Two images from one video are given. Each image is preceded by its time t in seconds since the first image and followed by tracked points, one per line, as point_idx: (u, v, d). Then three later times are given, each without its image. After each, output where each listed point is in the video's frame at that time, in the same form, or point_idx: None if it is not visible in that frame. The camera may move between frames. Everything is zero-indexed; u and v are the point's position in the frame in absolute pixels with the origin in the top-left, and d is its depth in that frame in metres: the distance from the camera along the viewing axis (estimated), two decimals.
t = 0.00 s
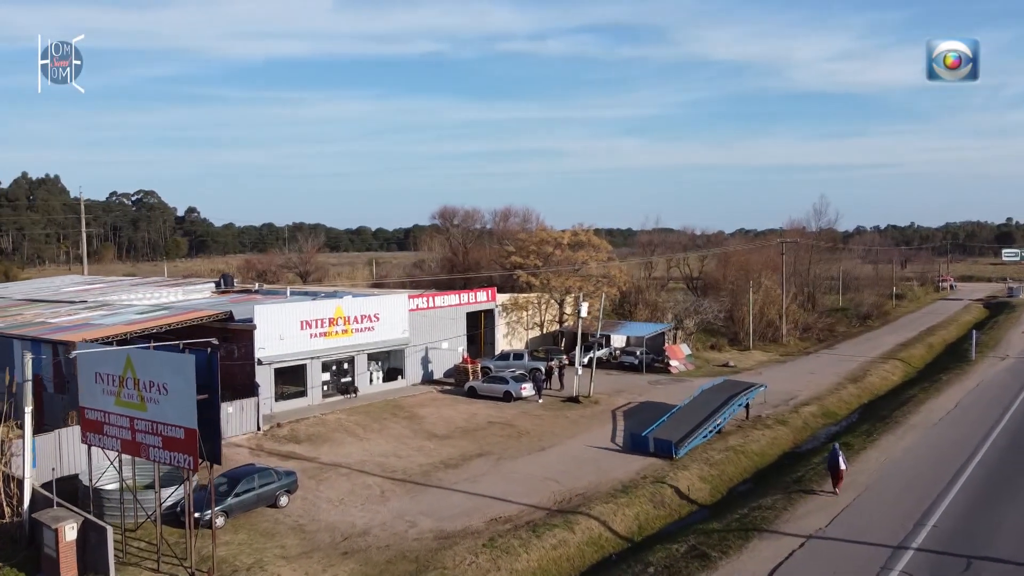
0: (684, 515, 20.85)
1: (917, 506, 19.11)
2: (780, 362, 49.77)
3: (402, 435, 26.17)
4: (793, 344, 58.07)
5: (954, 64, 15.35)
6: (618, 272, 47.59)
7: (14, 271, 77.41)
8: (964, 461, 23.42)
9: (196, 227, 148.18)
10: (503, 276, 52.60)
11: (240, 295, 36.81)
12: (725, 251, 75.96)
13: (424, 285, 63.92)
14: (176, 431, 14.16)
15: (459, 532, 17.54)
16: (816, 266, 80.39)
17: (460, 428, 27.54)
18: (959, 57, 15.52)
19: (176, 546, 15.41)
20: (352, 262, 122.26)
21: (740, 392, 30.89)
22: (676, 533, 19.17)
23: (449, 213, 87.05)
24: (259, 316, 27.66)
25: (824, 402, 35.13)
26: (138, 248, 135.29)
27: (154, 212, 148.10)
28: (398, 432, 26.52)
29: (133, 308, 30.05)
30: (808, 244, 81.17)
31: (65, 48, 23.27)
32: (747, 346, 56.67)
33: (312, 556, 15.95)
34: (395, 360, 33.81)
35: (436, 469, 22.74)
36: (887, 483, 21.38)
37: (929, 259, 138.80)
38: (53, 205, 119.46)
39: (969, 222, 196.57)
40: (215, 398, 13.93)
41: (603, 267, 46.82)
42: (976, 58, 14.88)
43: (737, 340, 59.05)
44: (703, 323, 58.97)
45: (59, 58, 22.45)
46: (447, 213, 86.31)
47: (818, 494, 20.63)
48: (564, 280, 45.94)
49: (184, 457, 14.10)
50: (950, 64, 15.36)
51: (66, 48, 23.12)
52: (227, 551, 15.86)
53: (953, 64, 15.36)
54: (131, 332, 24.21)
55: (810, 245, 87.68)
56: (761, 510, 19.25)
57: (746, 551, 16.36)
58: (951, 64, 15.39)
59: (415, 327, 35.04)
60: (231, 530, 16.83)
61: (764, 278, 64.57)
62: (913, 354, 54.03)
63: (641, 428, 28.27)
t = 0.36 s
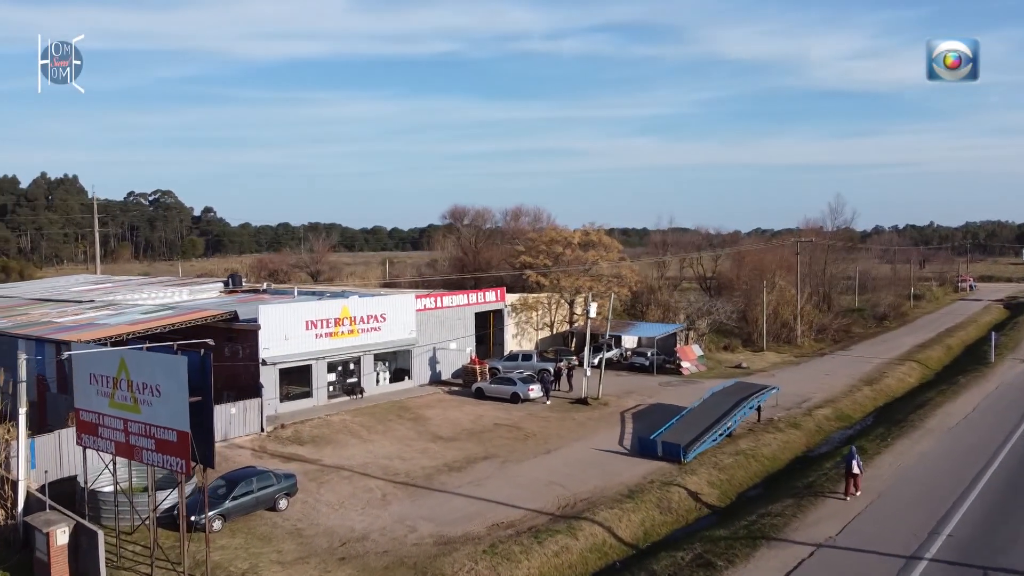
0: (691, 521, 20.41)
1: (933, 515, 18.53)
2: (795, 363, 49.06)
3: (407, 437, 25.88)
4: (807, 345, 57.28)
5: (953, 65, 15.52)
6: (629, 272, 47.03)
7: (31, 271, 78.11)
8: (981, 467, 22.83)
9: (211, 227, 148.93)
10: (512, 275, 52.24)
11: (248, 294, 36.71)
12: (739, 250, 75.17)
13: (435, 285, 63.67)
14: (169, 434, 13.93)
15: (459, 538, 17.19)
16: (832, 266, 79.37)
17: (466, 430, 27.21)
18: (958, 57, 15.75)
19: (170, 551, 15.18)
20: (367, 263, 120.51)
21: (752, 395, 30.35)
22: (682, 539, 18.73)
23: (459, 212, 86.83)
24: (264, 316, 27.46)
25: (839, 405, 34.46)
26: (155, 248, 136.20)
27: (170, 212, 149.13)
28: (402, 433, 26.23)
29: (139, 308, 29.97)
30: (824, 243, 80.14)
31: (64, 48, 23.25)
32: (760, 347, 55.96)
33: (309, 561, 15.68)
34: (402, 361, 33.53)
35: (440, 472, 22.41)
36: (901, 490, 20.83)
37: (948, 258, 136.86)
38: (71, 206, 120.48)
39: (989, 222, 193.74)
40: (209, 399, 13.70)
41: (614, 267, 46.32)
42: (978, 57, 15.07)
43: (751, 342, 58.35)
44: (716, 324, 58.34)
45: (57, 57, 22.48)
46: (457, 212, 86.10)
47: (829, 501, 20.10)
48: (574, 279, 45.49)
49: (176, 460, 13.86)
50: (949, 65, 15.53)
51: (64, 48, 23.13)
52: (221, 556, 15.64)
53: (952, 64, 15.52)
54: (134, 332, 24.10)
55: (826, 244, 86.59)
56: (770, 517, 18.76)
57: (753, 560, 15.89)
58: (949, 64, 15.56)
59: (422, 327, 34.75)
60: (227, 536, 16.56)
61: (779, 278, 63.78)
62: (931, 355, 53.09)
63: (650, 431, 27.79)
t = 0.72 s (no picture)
0: (699, 528, 19.95)
1: (949, 523, 17.96)
2: (809, 365, 48.32)
3: (412, 439, 25.55)
4: (823, 346, 56.47)
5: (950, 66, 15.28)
6: (640, 272, 46.49)
7: (47, 271, 78.75)
8: (1000, 474, 22.19)
9: (227, 227, 149.67)
10: (522, 275, 51.89)
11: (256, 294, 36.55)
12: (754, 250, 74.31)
13: (446, 285, 63.43)
14: (161, 437, 13.67)
15: (460, 544, 16.83)
16: (848, 266, 78.31)
17: (471, 432, 26.86)
18: (958, 57, 15.47)
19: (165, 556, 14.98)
20: (381, 262, 119.06)
21: (763, 397, 29.78)
22: (689, 546, 18.28)
23: (471, 211, 86.56)
24: (268, 316, 27.25)
25: (853, 408, 33.78)
26: (172, 248, 137.13)
27: (186, 212, 150.08)
28: (407, 435, 25.92)
29: (145, 308, 29.87)
30: (840, 243, 79.09)
31: (64, 48, 23.12)
32: (774, 348, 55.23)
33: (305, 567, 15.37)
34: (409, 361, 33.25)
35: (443, 475, 22.06)
36: (916, 496, 20.26)
37: (968, 258, 134.80)
38: (89, 206, 121.48)
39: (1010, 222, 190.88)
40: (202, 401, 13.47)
41: (625, 266, 45.79)
42: (977, 58, 14.64)
43: (765, 342, 57.62)
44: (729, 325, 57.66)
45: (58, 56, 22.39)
46: (468, 211, 85.83)
47: (842, 508, 19.57)
48: (584, 279, 45.04)
49: (168, 464, 13.59)
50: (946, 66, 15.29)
51: (65, 48, 23.00)
52: (216, 561, 15.41)
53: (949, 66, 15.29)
54: (137, 333, 23.94)
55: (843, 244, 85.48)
56: (780, 524, 18.26)
57: (761, 569, 15.43)
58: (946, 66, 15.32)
59: (430, 327, 34.46)
60: (224, 541, 16.31)
61: (794, 278, 62.94)
62: (949, 357, 52.09)
63: (659, 434, 27.30)
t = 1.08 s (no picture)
0: (707, 536, 19.41)
1: (967, 533, 17.34)
2: (824, 366, 47.52)
3: (417, 442, 25.18)
4: (838, 347, 55.60)
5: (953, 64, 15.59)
6: (651, 272, 45.90)
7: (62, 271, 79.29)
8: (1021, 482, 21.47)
9: (242, 227, 150.36)
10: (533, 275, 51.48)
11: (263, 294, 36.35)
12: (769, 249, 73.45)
13: (457, 285, 63.10)
14: (152, 441, 13.34)
15: (460, 551, 16.41)
16: (865, 266, 77.21)
17: (478, 435, 26.45)
18: (959, 57, 15.80)
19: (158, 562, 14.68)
20: (396, 263, 118.38)
21: (776, 400, 29.15)
22: (697, 556, 17.75)
23: (482, 211, 86.22)
24: (273, 316, 26.99)
25: (869, 411, 33.03)
26: (188, 248, 137.91)
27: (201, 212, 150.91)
28: (412, 438, 25.56)
29: (150, 308, 29.71)
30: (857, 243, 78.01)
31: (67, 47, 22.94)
32: (789, 349, 54.43)
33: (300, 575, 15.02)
34: (416, 362, 32.89)
35: (447, 479, 21.67)
36: (933, 505, 19.59)
37: (988, 258, 132.76)
38: (105, 206, 122.41)
39: None
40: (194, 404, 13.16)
41: (636, 266, 45.23)
42: (978, 57, 14.92)
43: (779, 344, 56.84)
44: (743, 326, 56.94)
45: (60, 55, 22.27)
46: (479, 211, 85.50)
47: (856, 516, 18.96)
48: (595, 279, 44.53)
49: (159, 469, 13.26)
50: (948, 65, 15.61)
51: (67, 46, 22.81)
52: (211, 568, 15.08)
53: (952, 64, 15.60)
54: (140, 333, 23.75)
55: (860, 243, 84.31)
56: (791, 533, 17.67)
57: None
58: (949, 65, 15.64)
59: (438, 328, 34.10)
60: (219, 546, 15.97)
61: (809, 279, 62.07)
62: (969, 359, 51.05)
63: (668, 438, 26.76)
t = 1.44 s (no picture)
0: (716, 544, 18.94)
1: (985, 543, 16.79)
2: (839, 368, 46.76)
3: (421, 445, 24.83)
4: (854, 349, 54.75)
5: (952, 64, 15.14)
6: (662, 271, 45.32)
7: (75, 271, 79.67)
8: None
9: (256, 227, 150.88)
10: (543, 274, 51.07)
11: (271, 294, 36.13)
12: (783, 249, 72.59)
13: (467, 285, 62.74)
14: (145, 446, 13.06)
15: (461, 558, 16.04)
16: (881, 266, 76.11)
17: (484, 438, 26.07)
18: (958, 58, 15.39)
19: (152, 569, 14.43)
20: (408, 263, 118.01)
21: (790, 404, 28.55)
22: (705, 565, 17.30)
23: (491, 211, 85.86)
24: (277, 317, 26.75)
25: (885, 415, 32.34)
26: (202, 247, 138.49)
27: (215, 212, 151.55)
28: (417, 441, 25.22)
29: (156, 308, 29.55)
30: (873, 242, 76.93)
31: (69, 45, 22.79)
32: (803, 351, 53.63)
33: None
34: (424, 363, 32.56)
35: (451, 483, 21.30)
36: (951, 513, 19.00)
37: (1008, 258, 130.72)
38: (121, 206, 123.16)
39: None
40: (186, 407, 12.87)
41: (647, 266, 44.69)
42: (977, 56, 14.38)
43: (793, 345, 56.05)
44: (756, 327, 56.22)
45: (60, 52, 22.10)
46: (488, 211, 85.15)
47: (871, 524, 18.42)
48: (605, 279, 44.01)
49: (152, 474, 12.98)
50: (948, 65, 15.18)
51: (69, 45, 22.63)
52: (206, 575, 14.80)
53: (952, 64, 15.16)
54: (142, 334, 23.57)
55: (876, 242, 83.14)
56: (803, 542, 17.16)
57: None
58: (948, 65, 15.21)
59: (446, 329, 33.75)
60: (215, 553, 15.68)
61: (824, 279, 61.21)
62: (988, 361, 50.06)
63: (678, 442, 26.25)
